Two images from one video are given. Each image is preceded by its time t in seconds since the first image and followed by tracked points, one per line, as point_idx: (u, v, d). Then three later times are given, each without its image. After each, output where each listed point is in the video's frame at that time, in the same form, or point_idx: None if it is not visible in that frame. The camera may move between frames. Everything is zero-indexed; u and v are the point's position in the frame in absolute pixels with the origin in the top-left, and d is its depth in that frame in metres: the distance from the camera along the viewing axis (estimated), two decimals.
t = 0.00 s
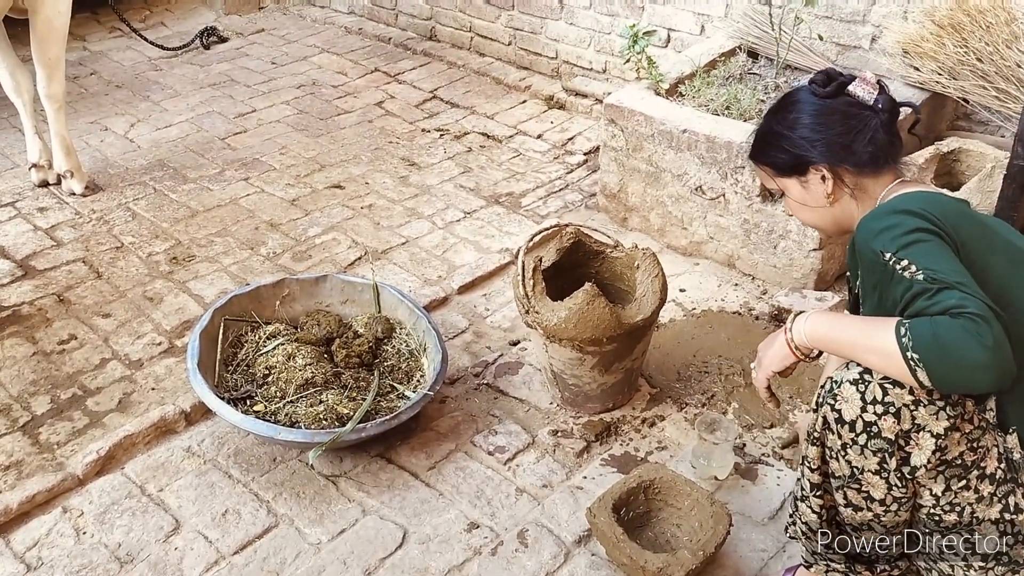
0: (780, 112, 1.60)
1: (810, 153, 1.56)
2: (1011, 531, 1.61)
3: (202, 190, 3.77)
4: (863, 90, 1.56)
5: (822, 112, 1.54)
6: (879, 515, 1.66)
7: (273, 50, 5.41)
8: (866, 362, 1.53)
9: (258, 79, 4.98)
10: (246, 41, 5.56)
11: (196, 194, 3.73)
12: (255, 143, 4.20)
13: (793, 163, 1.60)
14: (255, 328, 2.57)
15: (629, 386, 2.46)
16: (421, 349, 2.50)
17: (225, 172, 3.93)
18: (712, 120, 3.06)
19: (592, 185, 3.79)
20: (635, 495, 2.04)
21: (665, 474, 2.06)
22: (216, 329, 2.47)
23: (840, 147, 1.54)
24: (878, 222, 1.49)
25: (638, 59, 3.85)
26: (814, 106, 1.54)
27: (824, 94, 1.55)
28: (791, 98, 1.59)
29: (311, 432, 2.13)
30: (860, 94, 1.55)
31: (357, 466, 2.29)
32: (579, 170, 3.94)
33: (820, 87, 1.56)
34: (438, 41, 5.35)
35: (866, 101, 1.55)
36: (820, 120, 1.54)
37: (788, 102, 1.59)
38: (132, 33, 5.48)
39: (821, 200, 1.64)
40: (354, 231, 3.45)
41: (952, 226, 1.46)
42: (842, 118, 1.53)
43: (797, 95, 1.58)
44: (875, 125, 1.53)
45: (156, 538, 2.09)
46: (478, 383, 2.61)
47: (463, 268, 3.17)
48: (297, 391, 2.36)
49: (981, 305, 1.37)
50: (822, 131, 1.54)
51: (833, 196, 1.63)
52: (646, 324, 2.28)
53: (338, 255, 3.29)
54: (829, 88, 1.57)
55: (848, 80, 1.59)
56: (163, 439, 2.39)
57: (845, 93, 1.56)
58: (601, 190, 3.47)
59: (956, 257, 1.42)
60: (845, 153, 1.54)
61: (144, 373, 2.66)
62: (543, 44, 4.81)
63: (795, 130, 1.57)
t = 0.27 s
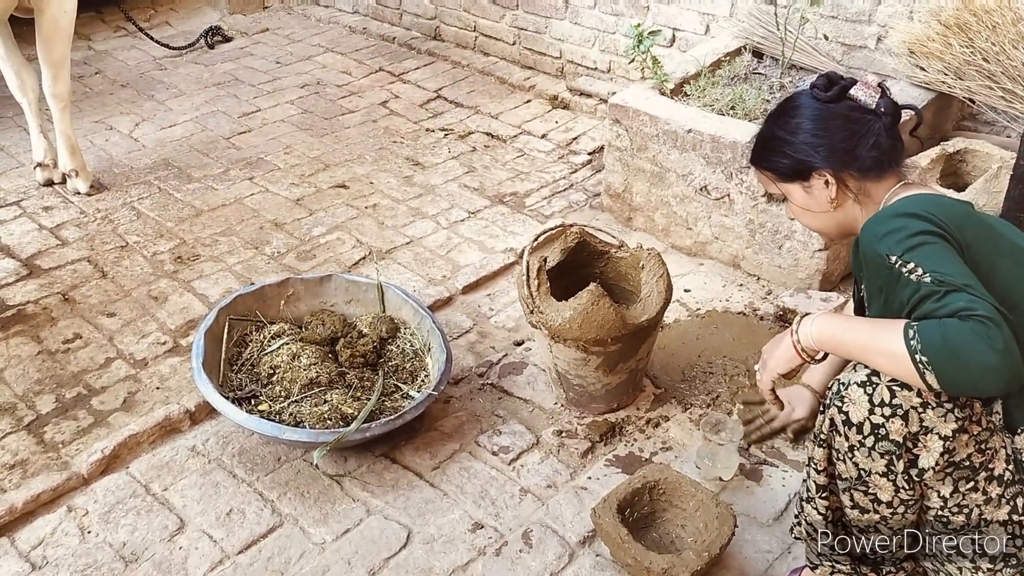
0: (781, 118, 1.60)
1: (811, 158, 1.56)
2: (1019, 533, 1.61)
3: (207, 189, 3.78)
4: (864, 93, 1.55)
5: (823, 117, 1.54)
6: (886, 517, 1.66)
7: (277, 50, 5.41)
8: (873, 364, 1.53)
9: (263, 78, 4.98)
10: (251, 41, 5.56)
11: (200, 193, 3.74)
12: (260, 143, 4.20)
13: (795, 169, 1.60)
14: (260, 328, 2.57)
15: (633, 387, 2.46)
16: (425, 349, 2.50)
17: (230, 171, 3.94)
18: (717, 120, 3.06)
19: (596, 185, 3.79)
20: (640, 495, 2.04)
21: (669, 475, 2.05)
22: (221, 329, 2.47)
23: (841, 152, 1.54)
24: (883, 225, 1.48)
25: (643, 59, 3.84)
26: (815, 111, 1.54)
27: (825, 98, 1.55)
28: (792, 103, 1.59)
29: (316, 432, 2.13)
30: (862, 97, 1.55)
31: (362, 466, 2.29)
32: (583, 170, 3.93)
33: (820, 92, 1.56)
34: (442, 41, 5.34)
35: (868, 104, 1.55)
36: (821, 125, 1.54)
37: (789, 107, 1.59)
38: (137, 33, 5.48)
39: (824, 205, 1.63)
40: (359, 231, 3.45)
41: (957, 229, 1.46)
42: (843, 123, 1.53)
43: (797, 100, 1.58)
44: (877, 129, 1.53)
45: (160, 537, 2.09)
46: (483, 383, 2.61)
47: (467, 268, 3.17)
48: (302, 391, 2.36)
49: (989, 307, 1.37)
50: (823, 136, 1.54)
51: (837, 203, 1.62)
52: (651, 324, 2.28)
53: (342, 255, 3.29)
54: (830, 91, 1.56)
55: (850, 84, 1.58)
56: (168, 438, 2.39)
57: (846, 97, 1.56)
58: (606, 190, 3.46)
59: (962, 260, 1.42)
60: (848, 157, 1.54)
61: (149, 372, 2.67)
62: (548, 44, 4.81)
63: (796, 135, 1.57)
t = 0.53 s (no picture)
0: (787, 116, 1.59)
1: (816, 159, 1.56)
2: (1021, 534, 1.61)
3: (211, 188, 3.78)
4: (873, 93, 1.54)
5: (829, 117, 1.53)
6: (889, 519, 1.65)
7: (281, 48, 5.41)
8: (875, 366, 1.52)
9: (266, 77, 4.98)
10: (254, 40, 5.56)
11: (204, 192, 3.74)
12: (263, 142, 4.20)
13: (800, 169, 1.60)
14: (263, 327, 2.57)
15: (637, 386, 2.46)
16: (428, 348, 2.50)
17: (233, 170, 3.94)
18: (721, 119, 3.05)
19: (600, 184, 3.78)
20: (643, 495, 2.04)
21: (673, 475, 2.05)
22: (224, 328, 2.47)
23: (847, 153, 1.53)
24: (888, 226, 1.48)
25: (646, 58, 3.83)
26: (821, 111, 1.54)
27: (832, 98, 1.54)
28: (799, 101, 1.58)
29: (319, 431, 2.13)
30: (870, 97, 1.54)
31: (365, 466, 2.29)
32: (586, 169, 3.93)
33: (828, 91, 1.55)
34: (446, 40, 5.34)
35: (877, 105, 1.53)
36: (827, 125, 1.53)
37: (796, 105, 1.58)
38: (141, 31, 5.49)
39: (829, 206, 1.64)
40: (362, 230, 3.45)
41: (963, 232, 1.45)
42: (850, 124, 1.52)
43: (804, 99, 1.57)
44: (883, 131, 1.52)
45: (164, 536, 2.09)
46: (486, 383, 2.60)
47: (470, 267, 3.17)
48: (305, 390, 2.36)
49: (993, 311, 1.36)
50: (829, 137, 1.53)
51: (842, 203, 1.62)
52: (654, 324, 2.27)
53: (346, 254, 3.29)
54: (838, 91, 1.55)
55: (858, 83, 1.57)
56: (171, 437, 2.39)
57: (854, 96, 1.55)
58: (609, 189, 3.46)
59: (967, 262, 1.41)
60: (854, 159, 1.53)
61: (152, 370, 2.67)
62: (551, 43, 4.80)
63: (802, 135, 1.56)
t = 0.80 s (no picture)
0: (795, 114, 1.58)
1: (821, 160, 1.56)
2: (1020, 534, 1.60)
3: (214, 188, 3.78)
4: (883, 97, 1.53)
5: (837, 119, 1.52)
6: (888, 518, 1.65)
7: (284, 48, 5.41)
8: (869, 365, 1.53)
9: (269, 76, 4.99)
10: (257, 39, 5.56)
11: (207, 191, 3.74)
12: (266, 141, 4.21)
13: (804, 168, 1.59)
14: (266, 327, 2.57)
15: (640, 387, 2.45)
16: (431, 348, 2.50)
17: (236, 170, 3.94)
18: (725, 119, 3.05)
19: (603, 184, 3.78)
20: (646, 496, 2.03)
21: (676, 475, 2.04)
22: (227, 328, 2.47)
23: (852, 155, 1.53)
24: (889, 225, 1.48)
25: (650, 58, 3.83)
26: (829, 111, 1.53)
27: (842, 99, 1.53)
28: (807, 100, 1.57)
29: (322, 431, 2.13)
30: (879, 101, 1.53)
31: (367, 466, 2.29)
32: (589, 169, 3.93)
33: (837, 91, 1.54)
34: (449, 40, 5.34)
35: (886, 109, 1.53)
36: (834, 126, 1.52)
37: (805, 103, 1.57)
38: (144, 31, 5.49)
39: (831, 207, 1.64)
40: (365, 230, 3.45)
41: (964, 232, 1.45)
42: (857, 127, 1.52)
43: (813, 98, 1.56)
44: (890, 136, 1.51)
45: (167, 536, 2.09)
46: (489, 382, 2.60)
47: (473, 267, 3.16)
48: (308, 390, 2.37)
49: (987, 312, 1.35)
50: (836, 138, 1.53)
51: (844, 206, 1.63)
52: (658, 324, 2.27)
53: (349, 254, 3.29)
54: (848, 92, 1.54)
55: (868, 85, 1.56)
56: (174, 437, 2.39)
57: (863, 99, 1.54)
58: (612, 189, 3.45)
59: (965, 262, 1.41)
60: (859, 161, 1.53)
61: (155, 370, 2.67)
62: (554, 43, 4.80)
63: (808, 134, 1.56)
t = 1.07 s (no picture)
0: (802, 114, 1.58)
1: (824, 163, 1.56)
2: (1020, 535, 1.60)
3: (217, 188, 3.78)
4: (891, 101, 1.52)
5: (841, 123, 1.52)
6: (889, 517, 1.65)
7: (287, 48, 5.42)
8: (869, 365, 1.53)
9: (273, 77, 4.99)
10: (260, 40, 5.57)
11: (210, 191, 3.74)
12: (269, 141, 4.21)
13: (808, 168, 1.60)
14: (269, 327, 2.57)
15: (643, 387, 2.45)
16: (434, 348, 2.50)
17: (239, 170, 3.94)
18: (728, 119, 3.04)
19: (606, 184, 3.78)
20: (649, 496, 2.03)
21: (679, 475, 2.04)
22: (231, 327, 2.47)
23: (854, 159, 1.53)
24: (892, 226, 1.47)
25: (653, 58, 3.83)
26: (834, 115, 1.52)
27: (848, 102, 1.52)
28: (815, 100, 1.56)
29: (325, 431, 2.13)
30: (887, 104, 1.52)
31: (370, 466, 2.29)
32: (592, 169, 3.92)
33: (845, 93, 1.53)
34: (452, 40, 5.34)
35: (893, 113, 1.51)
36: (838, 130, 1.52)
37: (813, 103, 1.56)
38: (148, 31, 5.50)
39: (833, 206, 1.65)
40: (368, 229, 3.45)
41: (967, 234, 1.44)
42: (861, 132, 1.51)
43: (821, 99, 1.55)
44: (894, 142, 1.51)
45: (170, 535, 2.09)
46: (492, 382, 2.60)
47: (476, 267, 3.17)
48: (311, 389, 2.37)
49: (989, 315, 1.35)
50: (839, 143, 1.53)
51: (845, 207, 1.63)
52: (661, 324, 2.27)
53: (352, 254, 3.30)
54: (857, 94, 1.53)
55: (879, 87, 1.54)
56: (178, 436, 2.39)
57: (872, 102, 1.52)
58: (615, 189, 3.45)
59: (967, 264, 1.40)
60: (860, 166, 1.53)
61: (159, 370, 2.67)
62: (557, 42, 4.80)
63: (813, 135, 1.56)
